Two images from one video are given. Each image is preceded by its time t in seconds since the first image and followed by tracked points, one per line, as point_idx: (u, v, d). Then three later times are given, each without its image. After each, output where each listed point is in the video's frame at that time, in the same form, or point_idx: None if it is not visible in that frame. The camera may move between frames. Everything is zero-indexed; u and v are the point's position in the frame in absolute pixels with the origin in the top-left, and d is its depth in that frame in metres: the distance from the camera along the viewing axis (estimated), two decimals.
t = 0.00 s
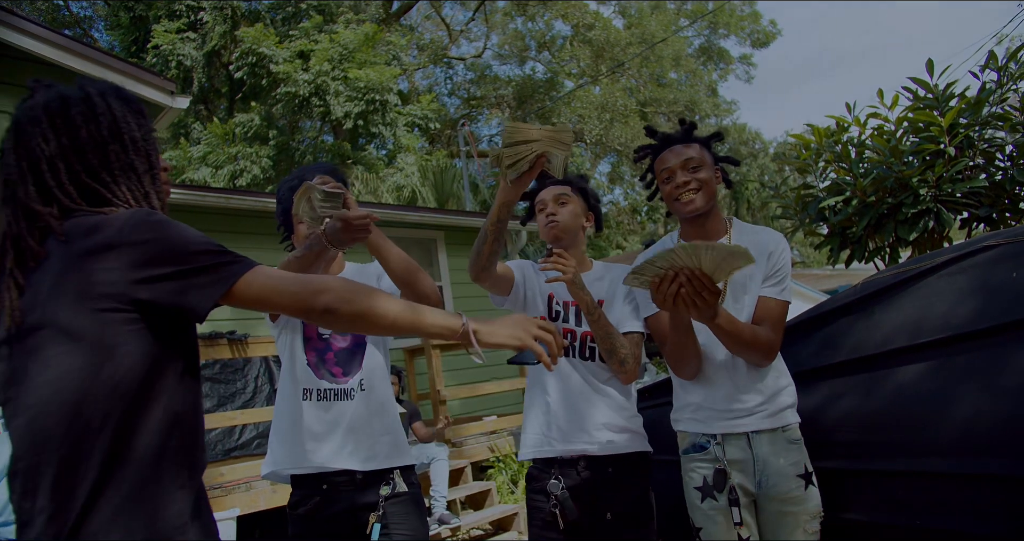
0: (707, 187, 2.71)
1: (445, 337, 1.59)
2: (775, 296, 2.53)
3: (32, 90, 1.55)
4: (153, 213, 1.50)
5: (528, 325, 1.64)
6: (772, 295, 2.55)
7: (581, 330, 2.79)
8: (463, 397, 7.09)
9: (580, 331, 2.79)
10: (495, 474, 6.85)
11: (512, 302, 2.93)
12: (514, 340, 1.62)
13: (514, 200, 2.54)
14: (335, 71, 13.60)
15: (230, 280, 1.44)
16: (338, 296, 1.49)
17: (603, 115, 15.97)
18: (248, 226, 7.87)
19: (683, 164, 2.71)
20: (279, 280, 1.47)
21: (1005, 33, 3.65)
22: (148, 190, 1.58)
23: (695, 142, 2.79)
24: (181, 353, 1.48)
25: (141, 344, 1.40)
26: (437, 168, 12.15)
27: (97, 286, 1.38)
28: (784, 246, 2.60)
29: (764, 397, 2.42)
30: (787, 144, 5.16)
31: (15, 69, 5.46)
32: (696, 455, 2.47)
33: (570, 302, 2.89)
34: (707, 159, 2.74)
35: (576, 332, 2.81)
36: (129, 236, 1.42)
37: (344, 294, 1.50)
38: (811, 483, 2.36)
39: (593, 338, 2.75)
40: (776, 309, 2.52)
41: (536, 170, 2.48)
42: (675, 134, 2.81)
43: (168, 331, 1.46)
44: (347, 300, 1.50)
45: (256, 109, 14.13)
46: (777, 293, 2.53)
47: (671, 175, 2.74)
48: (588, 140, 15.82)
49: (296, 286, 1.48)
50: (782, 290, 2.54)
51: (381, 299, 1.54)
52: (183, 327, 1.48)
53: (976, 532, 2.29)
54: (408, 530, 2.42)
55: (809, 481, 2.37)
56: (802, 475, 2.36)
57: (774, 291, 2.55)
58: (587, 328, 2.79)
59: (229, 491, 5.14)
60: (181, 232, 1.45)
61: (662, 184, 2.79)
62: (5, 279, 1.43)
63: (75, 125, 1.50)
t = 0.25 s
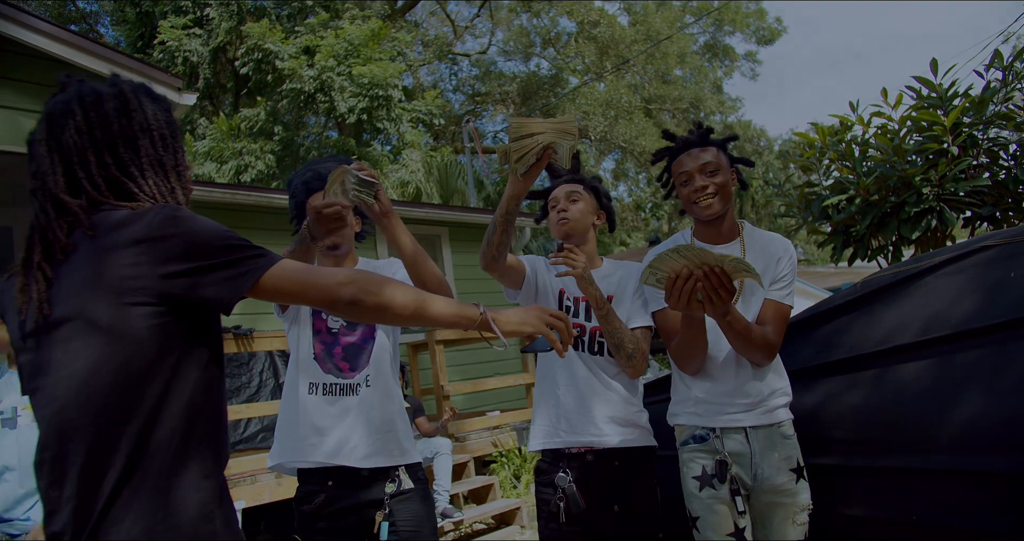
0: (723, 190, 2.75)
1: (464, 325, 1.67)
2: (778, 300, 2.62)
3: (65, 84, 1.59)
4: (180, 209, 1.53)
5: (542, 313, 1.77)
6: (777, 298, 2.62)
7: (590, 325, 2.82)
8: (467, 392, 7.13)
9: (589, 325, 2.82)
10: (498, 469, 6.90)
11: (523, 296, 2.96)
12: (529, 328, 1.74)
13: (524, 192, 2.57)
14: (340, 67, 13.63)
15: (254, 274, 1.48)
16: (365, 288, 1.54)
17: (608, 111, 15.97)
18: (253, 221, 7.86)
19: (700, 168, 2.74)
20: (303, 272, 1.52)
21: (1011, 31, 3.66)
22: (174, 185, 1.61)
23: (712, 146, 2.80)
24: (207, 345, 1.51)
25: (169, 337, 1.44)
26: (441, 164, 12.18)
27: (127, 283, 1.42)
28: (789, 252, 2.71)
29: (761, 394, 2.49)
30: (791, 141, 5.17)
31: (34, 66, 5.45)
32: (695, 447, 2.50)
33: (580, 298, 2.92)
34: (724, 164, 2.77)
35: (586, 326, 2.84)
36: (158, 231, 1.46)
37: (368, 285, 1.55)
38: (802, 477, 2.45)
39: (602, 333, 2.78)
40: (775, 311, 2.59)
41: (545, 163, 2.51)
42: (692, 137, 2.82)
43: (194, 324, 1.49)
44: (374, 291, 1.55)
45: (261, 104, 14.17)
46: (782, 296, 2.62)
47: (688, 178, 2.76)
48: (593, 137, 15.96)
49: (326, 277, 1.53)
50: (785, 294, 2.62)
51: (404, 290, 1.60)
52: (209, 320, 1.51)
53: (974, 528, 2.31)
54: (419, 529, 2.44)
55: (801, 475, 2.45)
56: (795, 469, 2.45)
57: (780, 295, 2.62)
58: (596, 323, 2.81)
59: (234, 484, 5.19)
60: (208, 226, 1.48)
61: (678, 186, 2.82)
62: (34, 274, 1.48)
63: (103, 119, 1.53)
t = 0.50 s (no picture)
0: (737, 189, 2.79)
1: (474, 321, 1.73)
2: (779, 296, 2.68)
3: (98, 79, 1.64)
4: (201, 204, 1.57)
5: (548, 309, 1.81)
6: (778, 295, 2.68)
7: (594, 319, 2.87)
8: (469, 387, 7.18)
9: (591, 319, 2.87)
10: (499, 463, 6.96)
11: (529, 289, 3.02)
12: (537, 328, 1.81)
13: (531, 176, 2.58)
14: (342, 62, 13.65)
15: (273, 270, 1.52)
16: (380, 285, 1.60)
17: (611, 108, 15.97)
18: (257, 215, 7.79)
19: (721, 164, 2.79)
20: (318, 268, 1.56)
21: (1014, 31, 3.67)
22: (199, 180, 1.64)
23: (733, 144, 2.86)
24: (224, 338, 1.55)
25: (187, 331, 1.49)
26: (444, 159, 12.21)
27: (143, 277, 1.45)
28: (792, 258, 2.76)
29: (760, 389, 2.55)
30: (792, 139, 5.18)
31: (38, 61, 5.46)
32: (698, 438, 2.54)
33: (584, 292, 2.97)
34: (740, 162, 2.81)
35: (589, 320, 2.89)
36: (177, 226, 1.49)
37: (385, 282, 1.60)
38: (795, 468, 2.54)
39: (604, 326, 2.82)
40: (774, 306, 2.66)
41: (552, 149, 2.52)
42: (715, 135, 2.87)
43: (212, 317, 1.53)
44: (392, 291, 1.60)
45: (265, 98, 14.21)
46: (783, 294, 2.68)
47: (708, 172, 2.81)
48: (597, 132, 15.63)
49: (341, 275, 1.57)
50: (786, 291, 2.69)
51: (419, 288, 1.64)
52: (227, 312, 1.55)
53: (970, 523, 2.35)
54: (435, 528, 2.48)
55: (794, 467, 2.54)
56: (790, 461, 2.54)
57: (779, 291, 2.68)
58: (599, 317, 2.85)
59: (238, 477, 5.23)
60: (228, 222, 1.51)
61: (696, 181, 2.86)
62: (56, 265, 1.51)
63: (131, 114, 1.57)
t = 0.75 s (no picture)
0: (747, 190, 2.82)
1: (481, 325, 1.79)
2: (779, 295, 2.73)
3: (122, 79, 1.67)
4: (217, 204, 1.59)
5: (552, 316, 1.92)
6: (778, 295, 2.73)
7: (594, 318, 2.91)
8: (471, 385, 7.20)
9: (591, 318, 2.92)
10: (501, 461, 6.98)
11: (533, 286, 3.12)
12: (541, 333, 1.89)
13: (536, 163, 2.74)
14: (344, 60, 13.68)
15: (286, 272, 1.55)
16: (391, 290, 1.65)
17: (615, 106, 15.98)
18: (261, 214, 7.79)
19: (736, 164, 2.81)
20: (329, 271, 1.59)
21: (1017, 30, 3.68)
22: (218, 181, 1.67)
23: (745, 145, 2.88)
24: (237, 336, 1.58)
25: (202, 329, 1.52)
26: (447, 158, 12.23)
27: (158, 276, 1.48)
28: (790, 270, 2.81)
29: (762, 386, 2.60)
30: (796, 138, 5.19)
31: (42, 59, 5.46)
32: (703, 434, 2.56)
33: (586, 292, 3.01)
34: (750, 165, 2.84)
35: (589, 319, 2.93)
36: (193, 227, 1.51)
37: (396, 286, 1.66)
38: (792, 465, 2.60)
39: (604, 325, 2.85)
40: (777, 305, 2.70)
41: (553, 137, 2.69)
42: (730, 137, 2.89)
43: (225, 315, 1.56)
44: (403, 295, 1.66)
45: (269, 96, 14.24)
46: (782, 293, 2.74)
47: (720, 171, 2.83)
48: (598, 131, 15.98)
49: (354, 278, 1.61)
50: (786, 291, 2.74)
51: (430, 292, 1.70)
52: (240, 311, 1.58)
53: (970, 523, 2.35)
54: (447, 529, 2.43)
55: (791, 463, 2.60)
56: (788, 458, 2.59)
57: (779, 291, 2.74)
58: (598, 316, 2.89)
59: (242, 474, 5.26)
60: (243, 224, 1.54)
61: (706, 181, 2.88)
62: (73, 262, 1.54)
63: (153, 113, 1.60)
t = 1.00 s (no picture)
0: (754, 197, 2.85)
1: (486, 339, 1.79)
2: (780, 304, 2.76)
3: (139, 85, 1.71)
4: (230, 209, 1.63)
5: (556, 332, 1.88)
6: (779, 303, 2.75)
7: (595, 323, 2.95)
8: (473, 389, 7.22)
9: (591, 323, 2.97)
10: (503, 465, 7.00)
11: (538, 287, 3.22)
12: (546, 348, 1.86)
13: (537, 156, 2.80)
14: (349, 63, 13.75)
15: (297, 277, 1.58)
16: (396, 301, 1.65)
17: (619, 112, 16.06)
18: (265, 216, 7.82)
19: (743, 173, 2.84)
20: (338, 278, 1.62)
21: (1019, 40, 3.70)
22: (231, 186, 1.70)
23: (751, 155, 2.91)
24: (248, 339, 1.61)
25: (213, 332, 1.55)
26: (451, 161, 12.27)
27: (171, 279, 1.51)
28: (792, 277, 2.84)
29: (762, 393, 2.62)
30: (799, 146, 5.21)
31: (50, 62, 5.50)
32: (705, 439, 2.58)
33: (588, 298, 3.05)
34: (757, 173, 2.87)
35: (589, 324, 2.98)
36: (206, 231, 1.55)
37: (401, 295, 1.66)
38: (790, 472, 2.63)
39: (603, 330, 2.90)
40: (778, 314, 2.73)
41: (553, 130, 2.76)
42: (739, 146, 2.91)
43: (237, 318, 1.59)
44: (407, 307, 1.66)
45: (275, 99, 14.32)
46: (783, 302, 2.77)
47: (728, 179, 2.85)
48: (602, 136, 16.22)
49: (361, 288, 1.63)
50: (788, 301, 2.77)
51: (435, 305, 1.70)
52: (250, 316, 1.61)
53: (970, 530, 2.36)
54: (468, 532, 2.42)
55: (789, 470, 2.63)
56: (786, 464, 2.61)
57: (781, 298, 2.78)
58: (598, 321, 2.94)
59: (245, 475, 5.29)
60: (255, 228, 1.57)
61: (712, 188, 2.91)
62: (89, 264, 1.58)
63: (171, 118, 1.64)
